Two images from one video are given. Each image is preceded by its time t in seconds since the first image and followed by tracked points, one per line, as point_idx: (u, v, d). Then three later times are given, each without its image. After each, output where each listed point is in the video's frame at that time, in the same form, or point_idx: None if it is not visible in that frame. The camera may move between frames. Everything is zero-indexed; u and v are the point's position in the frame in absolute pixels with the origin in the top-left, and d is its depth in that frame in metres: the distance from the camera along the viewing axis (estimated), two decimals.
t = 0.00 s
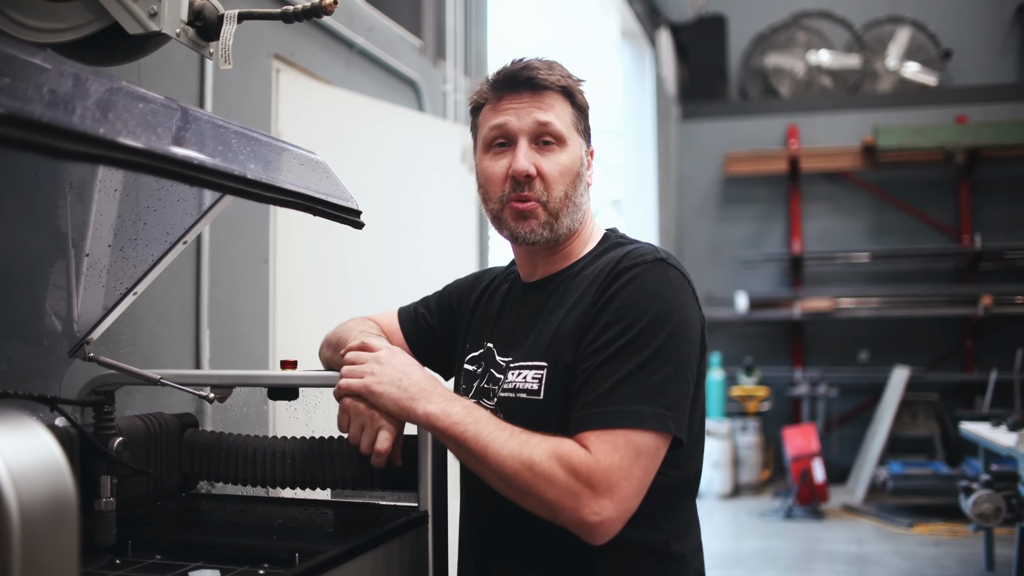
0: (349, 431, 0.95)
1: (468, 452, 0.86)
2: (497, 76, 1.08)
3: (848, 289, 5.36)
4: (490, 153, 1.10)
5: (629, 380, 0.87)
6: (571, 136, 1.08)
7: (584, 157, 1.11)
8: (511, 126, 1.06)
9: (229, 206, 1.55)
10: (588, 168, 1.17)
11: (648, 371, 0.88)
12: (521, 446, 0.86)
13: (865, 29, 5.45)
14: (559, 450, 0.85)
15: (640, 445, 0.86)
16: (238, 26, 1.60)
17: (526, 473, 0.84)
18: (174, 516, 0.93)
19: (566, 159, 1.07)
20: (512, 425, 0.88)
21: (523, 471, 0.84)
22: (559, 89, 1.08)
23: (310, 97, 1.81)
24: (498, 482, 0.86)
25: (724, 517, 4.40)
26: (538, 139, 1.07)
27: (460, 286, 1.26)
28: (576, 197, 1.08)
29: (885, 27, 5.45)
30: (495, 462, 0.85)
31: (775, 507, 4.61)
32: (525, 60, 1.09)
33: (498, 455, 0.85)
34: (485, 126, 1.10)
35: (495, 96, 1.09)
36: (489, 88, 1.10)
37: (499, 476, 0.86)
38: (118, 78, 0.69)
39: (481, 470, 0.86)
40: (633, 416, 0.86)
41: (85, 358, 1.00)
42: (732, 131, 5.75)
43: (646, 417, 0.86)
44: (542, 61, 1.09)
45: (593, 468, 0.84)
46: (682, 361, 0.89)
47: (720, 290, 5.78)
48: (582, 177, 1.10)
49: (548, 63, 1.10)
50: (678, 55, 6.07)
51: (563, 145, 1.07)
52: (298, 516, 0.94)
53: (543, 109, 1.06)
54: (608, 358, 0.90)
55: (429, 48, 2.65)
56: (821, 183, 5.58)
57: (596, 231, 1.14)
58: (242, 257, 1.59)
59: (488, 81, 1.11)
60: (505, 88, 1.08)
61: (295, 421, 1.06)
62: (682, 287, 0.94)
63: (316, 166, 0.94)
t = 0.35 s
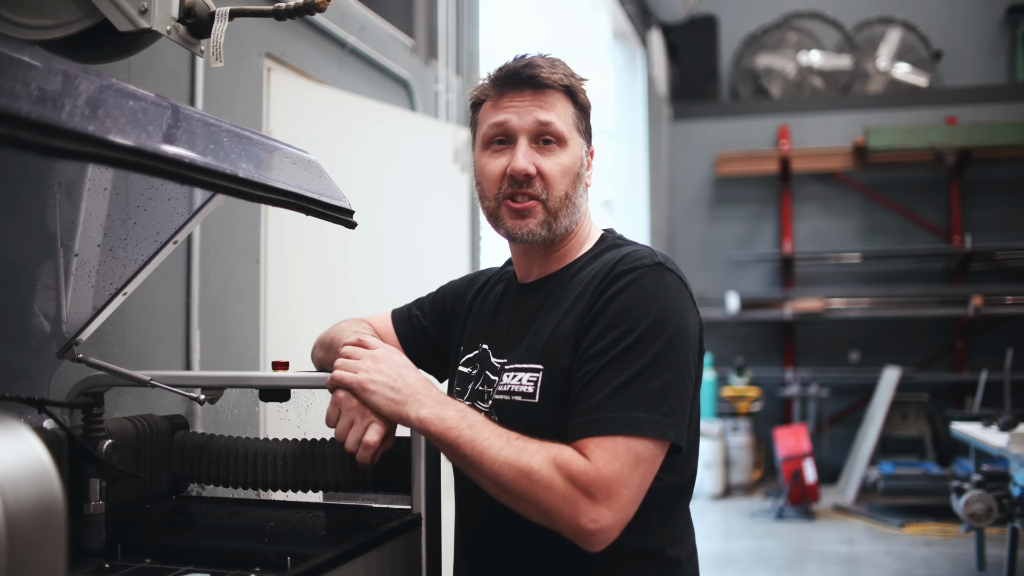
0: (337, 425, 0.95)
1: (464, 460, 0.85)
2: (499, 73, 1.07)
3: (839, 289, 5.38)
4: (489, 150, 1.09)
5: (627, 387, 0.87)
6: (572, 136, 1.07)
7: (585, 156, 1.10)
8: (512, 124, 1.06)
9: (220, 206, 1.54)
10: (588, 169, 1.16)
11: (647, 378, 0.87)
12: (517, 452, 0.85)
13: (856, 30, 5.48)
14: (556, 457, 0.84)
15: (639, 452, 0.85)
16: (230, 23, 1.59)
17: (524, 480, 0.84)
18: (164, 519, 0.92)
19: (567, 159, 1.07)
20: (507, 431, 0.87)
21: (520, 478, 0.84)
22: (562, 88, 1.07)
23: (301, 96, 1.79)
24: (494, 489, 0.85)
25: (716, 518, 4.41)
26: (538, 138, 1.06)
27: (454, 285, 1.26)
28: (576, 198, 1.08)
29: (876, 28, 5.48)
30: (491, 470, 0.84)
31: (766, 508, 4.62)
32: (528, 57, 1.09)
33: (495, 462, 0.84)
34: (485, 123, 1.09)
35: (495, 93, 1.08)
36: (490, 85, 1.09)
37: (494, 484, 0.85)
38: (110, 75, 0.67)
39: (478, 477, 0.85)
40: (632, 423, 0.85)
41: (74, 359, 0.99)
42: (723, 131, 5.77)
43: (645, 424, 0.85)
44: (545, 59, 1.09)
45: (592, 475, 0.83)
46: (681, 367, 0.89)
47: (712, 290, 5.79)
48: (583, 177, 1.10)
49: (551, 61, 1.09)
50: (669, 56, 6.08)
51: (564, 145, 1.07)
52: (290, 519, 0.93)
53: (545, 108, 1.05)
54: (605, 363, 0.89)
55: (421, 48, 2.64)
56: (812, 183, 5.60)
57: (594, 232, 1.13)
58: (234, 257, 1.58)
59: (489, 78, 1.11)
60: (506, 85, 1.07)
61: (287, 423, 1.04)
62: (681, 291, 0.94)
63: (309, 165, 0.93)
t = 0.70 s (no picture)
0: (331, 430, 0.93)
1: (457, 468, 0.85)
2: (484, 75, 1.07)
3: (827, 292, 5.41)
4: (477, 153, 1.09)
5: (625, 391, 0.87)
6: (560, 137, 1.07)
7: (574, 157, 1.10)
8: (498, 127, 1.06)
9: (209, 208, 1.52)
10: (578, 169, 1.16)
11: (645, 382, 0.87)
12: (514, 458, 0.84)
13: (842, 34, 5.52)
14: (554, 462, 0.83)
15: (638, 456, 0.85)
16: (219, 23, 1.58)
17: (522, 487, 0.83)
18: (153, 524, 0.91)
19: (555, 161, 1.07)
20: (503, 437, 0.86)
21: (518, 485, 0.83)
22: (548, 89, 1.07)
23: (290, 97, 1.78)
24: (491, 496, 0.84)
25: (705, 520, 4.42)
26: (526, 141, 1.06)
27: (445, 287, 1.25)
28: (566, 200, 1.08)
29: (863, 31, 5.52)
30: (486, 476, 0.83)
31: (755, 510, 4.64)
32: (513, 59, 1.08)
33: (490, 468, 0.83)
34: (473, 126, 1.09)
35: (482, 96, 1.08)
36: (477, 88, 1.09)
37: (490, 491, 0.84)
38: (99, 74, 0.67)
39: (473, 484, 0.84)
40: (631, 427, 0.85)
41: (62, 362, 0.97)
42: (711, 134, 5.79)
43: (644, 428, 0.85)
44: (531, 60, 1.08)
45: (592, 480, 0.83)
46: (677, 371, 0.89)
47: (701, 292, 5.81)
48: (572, 178, 1.09)
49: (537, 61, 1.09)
50: (657, 59, 6.10)
51: (552, 147, 1.06)
52: (281, 524, 0.92)
53: (531, 109, 1.05)
54: (603, 367, 0.89)
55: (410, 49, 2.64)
56: (800, 187, 5.64)
57: (586, 233, 1.13)
58: (223, 259, 1.57)
59: (475, 80, 1.10)
60: (492, 88, 1.07)
61: (278, 427, 1.03)
62: (676, 294, 0.94)
63: (300, 166, 0.93)
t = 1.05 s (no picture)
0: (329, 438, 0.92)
1: (479, 498, 0.84)
2: (492, 68, 1.08)
3: (820, 293, 5.43)
4: (482, 144, 1.09)
5: (649, 394, 0.86)
6: (564, 127, 1.07)
7: (578, 149, 1.10)
8: (502, 116, 1.06)
9: (205, 209, 1.51)
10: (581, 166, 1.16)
11: (669, 384, 0.87)
12: (538, 478, 0.84)
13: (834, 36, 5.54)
14: (583, 476, 0.84)
15: (666, 458, 0.86)
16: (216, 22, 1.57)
17: (554, 506, 0.83)
18: (149, 528, 0.90)
19: (559, 149, 1.06)
20: (522, 462, 0.86)
21: (549, 506, 0.83)
22: (552, 81, 1.07)
23: (285, 97, 1.77)
24: (520, 521, 0.84)
25: (699, 522, 4.42)
26: (529, 129, 1.06)
27: (443, 288, 1.25)
28: (569, 190, 1.07)
29: (855, 33, 5.55)
30: (514, 501, 0.83)
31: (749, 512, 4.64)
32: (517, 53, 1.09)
33: (514, 494, 0.83)
34: (477, 118, 1.10)
35: (487, 88, 1.09)
36: (482, 82, 1.10)
37: (518, 517, 0.84)
38: (93, 72, 0.66)
39: (500, 510, 0.84)
40: (659, 431, 0.85)
41: (55, 364, 0.93)
42: (704, 136, 5.81)
43: (672, 430, 0.85)
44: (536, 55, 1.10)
45: (624, 490, 0.83)
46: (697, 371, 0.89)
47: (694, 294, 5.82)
48: (576, 170, 1.09)
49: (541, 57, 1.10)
50: (649, 61, 6.11)
51: (555, 135, 1.06)
52: (278, 527, 0.91)
53: (534, 98, 1.06)
54: (623, 372, 0.88)
55: (403, 50, 2.63)
56: (793, 188, 5.66)
57: (589, 234, 1.12)
58: (218, 261, 1.55)
59: (481, 76, 1.11)
60: (497, 79, 1.08)
61: (274, 429, 1.03)
62: (687, 292, 0.94)
63: (298, 168, 0.92)
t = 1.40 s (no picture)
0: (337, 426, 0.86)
1: (541, 518, 0.81)
2: (478, 77, 1.07)
3: (815, 295, 5.44)
4: (474, 155, 1.08)
5: (685, 399, 0.86)
6: (555, 132, 1.06)
7: (571, 151, 1.09)
8: (492, 126, 1.05)
9: (202, 210, 1.50)
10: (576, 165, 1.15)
11: (700, 387, 0.87)
12: (605, 487, 0.82)
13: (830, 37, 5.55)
14: (650, 483, 0.83)
15: (713, 458, 0.87)
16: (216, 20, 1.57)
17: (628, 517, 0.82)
18: (147, 531, 0.89)
19: (551, 154, 1.05)
20: (582, 471, 0.84)
21: (621, 518, 0.82)
22: (537, 85, 1.06)
23: (282, 97, 1.77)
24: (586, 537, 0.82)
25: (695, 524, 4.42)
26: (520, 136, 1.05)
27: (445, 294, 1.25)
28: (565, 194, 1.07)
29: (850, 35, 5.56)
30: (584, 519, 0.81)
31: (744, 513, 4.65)
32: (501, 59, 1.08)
33: (586, 510, 0.81)
34: (468, 128, 1.09)
35: (474, 97, 1.08)
36: (469, 93, 1.09)
37: (586, 532, 0.82)
38: (93, 71, 0.65)
39: (566, 529, 0.82)
40: (704, 435, 0.85)
41: (53, 366, 0.94)
42: (700, 137, 5.82)
43: (714, 432, 0.86)
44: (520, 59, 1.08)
45: (685, 493, 0.84)
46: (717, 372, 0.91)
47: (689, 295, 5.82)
48: (570, 172, 1.08)
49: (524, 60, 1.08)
50: (645, 62, 6.11)
51: (547, 140, 1.05)
52: (278, 531, 0.90)
53: (522, 105, 1.04)
54: (656, 379, 0.88)
55: (401, 51, 2.63)
56: (788, 189, 5.67)
57: (591, 234, 1.12)
58: (215, 261, 1.55)
59: (468, 85, 1.10)
60: (484, 88, 1.07)
61: (275, 433, 1.00)
62: (696, 293, 0.95)
63: (298, 168, 0.92)
